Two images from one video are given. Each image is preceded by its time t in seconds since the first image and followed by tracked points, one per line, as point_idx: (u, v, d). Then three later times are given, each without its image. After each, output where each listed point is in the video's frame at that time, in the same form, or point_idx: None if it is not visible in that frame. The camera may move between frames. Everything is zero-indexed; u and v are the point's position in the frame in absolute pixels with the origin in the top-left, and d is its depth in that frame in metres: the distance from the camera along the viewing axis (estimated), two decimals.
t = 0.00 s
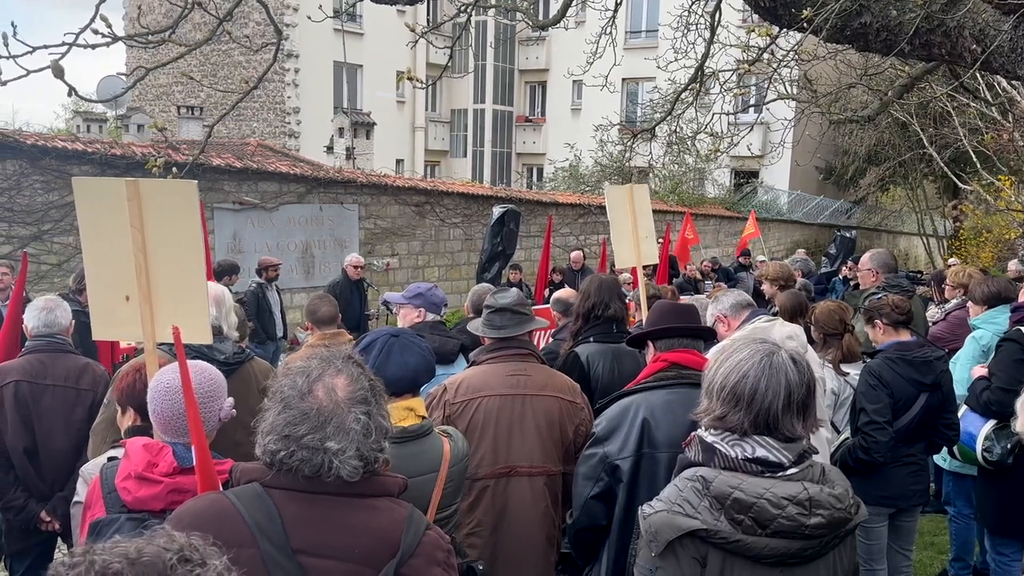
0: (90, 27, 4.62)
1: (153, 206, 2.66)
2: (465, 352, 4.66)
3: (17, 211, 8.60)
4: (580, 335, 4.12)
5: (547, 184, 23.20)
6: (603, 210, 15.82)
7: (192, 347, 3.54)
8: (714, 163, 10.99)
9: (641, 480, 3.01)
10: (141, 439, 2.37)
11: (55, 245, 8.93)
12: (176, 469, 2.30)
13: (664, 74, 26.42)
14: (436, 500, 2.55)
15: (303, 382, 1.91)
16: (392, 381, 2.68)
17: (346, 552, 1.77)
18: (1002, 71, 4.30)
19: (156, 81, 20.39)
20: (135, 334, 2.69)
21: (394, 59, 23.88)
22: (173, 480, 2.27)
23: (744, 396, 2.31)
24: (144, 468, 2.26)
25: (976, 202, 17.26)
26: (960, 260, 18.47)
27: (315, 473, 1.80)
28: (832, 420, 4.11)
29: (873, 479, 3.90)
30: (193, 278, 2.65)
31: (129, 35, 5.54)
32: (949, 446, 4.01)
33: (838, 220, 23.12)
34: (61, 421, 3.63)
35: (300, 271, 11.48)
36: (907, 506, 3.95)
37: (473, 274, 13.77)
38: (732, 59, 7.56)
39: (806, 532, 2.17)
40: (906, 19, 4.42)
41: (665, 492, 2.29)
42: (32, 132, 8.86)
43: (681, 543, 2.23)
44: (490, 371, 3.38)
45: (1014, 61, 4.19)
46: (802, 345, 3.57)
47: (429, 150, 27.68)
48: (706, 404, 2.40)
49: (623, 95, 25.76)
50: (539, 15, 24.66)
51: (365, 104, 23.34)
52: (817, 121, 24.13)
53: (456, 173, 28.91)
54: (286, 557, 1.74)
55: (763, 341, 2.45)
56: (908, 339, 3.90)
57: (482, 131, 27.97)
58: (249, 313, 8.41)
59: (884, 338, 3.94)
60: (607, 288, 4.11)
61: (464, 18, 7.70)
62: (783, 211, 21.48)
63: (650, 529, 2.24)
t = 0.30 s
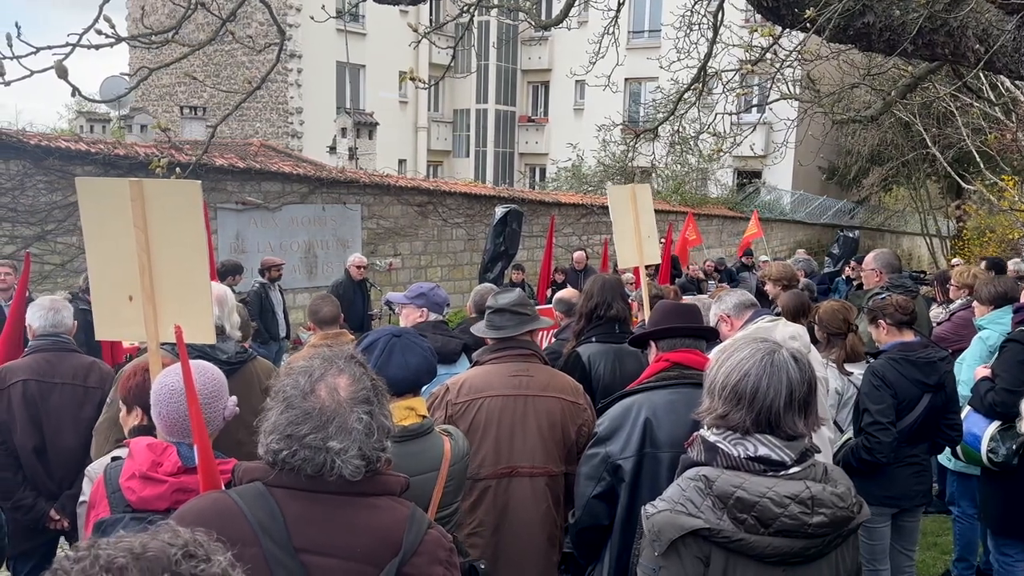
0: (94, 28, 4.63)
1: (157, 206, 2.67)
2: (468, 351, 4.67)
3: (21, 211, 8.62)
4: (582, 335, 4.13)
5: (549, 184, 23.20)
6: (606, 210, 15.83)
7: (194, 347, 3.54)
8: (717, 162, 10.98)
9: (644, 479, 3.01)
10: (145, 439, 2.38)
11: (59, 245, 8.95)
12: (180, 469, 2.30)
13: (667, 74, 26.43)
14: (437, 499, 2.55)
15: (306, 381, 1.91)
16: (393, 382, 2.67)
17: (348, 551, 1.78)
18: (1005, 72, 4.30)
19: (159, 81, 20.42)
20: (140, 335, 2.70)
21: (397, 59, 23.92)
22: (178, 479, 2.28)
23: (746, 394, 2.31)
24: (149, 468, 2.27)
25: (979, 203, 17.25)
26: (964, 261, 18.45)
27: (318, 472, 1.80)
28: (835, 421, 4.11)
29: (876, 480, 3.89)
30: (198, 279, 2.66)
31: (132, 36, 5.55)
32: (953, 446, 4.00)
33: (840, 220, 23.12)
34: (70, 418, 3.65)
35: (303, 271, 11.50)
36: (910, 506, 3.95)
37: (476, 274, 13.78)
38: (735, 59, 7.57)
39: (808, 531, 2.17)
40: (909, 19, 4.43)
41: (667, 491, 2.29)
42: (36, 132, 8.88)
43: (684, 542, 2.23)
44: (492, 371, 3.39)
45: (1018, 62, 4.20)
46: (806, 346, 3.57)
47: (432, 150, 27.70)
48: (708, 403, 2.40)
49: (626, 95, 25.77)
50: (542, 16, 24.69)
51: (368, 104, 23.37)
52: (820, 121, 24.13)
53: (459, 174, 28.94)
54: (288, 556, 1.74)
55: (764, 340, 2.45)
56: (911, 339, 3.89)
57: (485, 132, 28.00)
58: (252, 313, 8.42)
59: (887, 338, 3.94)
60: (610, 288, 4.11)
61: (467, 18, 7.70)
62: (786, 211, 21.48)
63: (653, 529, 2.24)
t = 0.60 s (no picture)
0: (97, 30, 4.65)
1: (160, 208, 2.67)
2: (471, 352, 4.67)
3: (25, 211, 8.64)
4: (584, 335, 4.13)
5: (552, 184, 23.20)
6: (609, 211, 15.83)
7: (197, 347, 3.56)
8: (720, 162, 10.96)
9: (645, 480, 3.01)
10: (147, 441, 2.38)
11: (62, 246, 8.97)
12: (183, 470, 2.31)
13: (670, 74, 26.42)
14: (438, 500, 2.55)
15: (308, 383, 1.92)
16: (393, 382, 2.67)
17: (349, 552, 1.78)
18: (1008, 72, 4.26)
19: (163, 81, 20.45)
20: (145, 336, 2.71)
21: (400, 60, 23.94)
22: (182, 480, 2.29)
23: (746, 395, 2.31)
24: (152, 469, 2.27)
25: (983, 203, 17.23)
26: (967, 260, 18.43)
27: (320, 473, 1.81)
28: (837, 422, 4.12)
29: (877, 481, 3.89)
30: (201, 281, 2.67)
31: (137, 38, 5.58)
32: (955, 447, 4.00)
33: (843, 219, 23.10)
34: (81, 416, 3.68)
35: (306, 271, 11.51)
36: (912, 507, 3.94)
37: (478, 274, 13.79)
38: (738, 60, 7.56)
39: (809, 532, 2.17)
40: (912, 20, 4.42)
41: (668, 493, 2.30)
42: (39, 132, 8.90)
43: (685, 543, 2.24)
44: (493, 372, 3.40)
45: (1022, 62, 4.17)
46: (808, 348, 3.57)
47: (434, 150, 27.72)
48: (709, 404, 2.40)
49: (629, 95, 25.77)
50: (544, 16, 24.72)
51: (371, 104, 23.39)
52: (823, 120, 24.11)
53: (462, 174, 28.95)
54: (289, 556, 1.75)
55: (765, 341, 2.46)
56: (913, 340, 3.89)
57: (488, 132, 28.02)
58: (256, 313, 8.43)
59: (889, 339, 3.93)
60: (611, 289, 4.11)
61: (469, 19, 7.70)
62: (790, 211, 21.46)
63: (654, 530, 2.25)
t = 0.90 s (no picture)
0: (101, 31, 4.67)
1: (160, 208, 2.68)
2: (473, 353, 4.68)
3: (29, 211, 8.67)
4: (585, 335, 4.14)
5: (555, 184, 23.19)
6: (611, 211, 15.83)
7: (198, 347, 3.58)
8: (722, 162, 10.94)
9: (646, 479, 3.02)
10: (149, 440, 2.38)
11: (66, 246, 9.01)
12: (184, 469, 2.33)
13: (673, 74, 26.39)
14: (436, 498, 2.56)
15: (309, 383, 1.92)
16: (394, 382, 2.68)
17: (351, 551, 1.78)
18: (1010, 71, 4.28)
19: (166, 82, 20.49)
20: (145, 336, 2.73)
21: (403, 60, 23.95)
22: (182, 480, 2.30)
23: (744, 393, 2.32)
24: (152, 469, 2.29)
25: (986, 203, 17.20)
26: (970, 260, 18.42)
27: (321, 472, 1.81)
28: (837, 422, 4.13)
29: (877, 480, 3.90)
30: (201, 281, 2.68)
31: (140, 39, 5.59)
32: (954, 447, 4.00)
33: (847, 220, 23.08)
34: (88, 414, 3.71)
35: (309, 271, 11.53)
36: (912, 506, 3.94)
37: (481, 275, 13.81)
38: (741, 60, 7.56)
39: (805, 528, 2.19)
40: (914, 20, 4.41)
41: (666, 489, 2.30)
42: (43, 133, 8.93)
43: (683, 539, 2.24)
44: (492, 372, 3.41)
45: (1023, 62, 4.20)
46: (808, 348, 3.58)
47: (437, 151, 27.76)
48: (707, 401, 2.40)
49: (632, 95, 25.77)
50: (548, 16, 24.72)
51: (373, 105, 23.43)
52: (826, 121, 24.09)
53: (464, 174, 28.97)
54: (291, 554, 1.75)
55: (763, 340, 2.46)
56: (914, 339, 3.89)
57: (491, 132, 28.03)
58: (258, 313, 8.46)
59: (891, 337, 3.93)
60: (612, 289, 4.12)
61: (472, 18, 7.69)
62: (792, 211, 21.44)
63: (652, 525, 2.26)
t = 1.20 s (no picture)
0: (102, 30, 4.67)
1: (160, 207, 2.69)
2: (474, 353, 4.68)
3: (32, 212, 8.69)
4: (586, 335, 4.14)
5: (557, 184, 23.20)
6: (613, 211, 15.82)
7: (197, 347, 3.58)
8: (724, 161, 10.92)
9: (645, 478, 3.01)
10: (147, 439, 2.39)
11: (69, 246, 9.04)
12: (184, 468, 2.32)
13: (676, 74, 26.37)
14: (435, 498, 2.56)
15: (307, 382, 1.91)
16: (392, 381, 2.67)
17: (348, 550, 1.77)
18: (1014, 71, 4.28)
19: (169, 82, 20.53)
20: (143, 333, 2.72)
21: (405, 60, 23.96)
22: (183, 479, 2.29)
23: (740, 391, 2.31)
24: (153, 468, 2.29)
25: (990, 202, 17.16)
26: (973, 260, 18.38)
27: (317, 471, 1.81)
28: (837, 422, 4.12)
29: (878, 479, 3.88)
30: (200, 280, 2.69)
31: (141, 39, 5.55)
32: (954, 446, 3.99)
33: (850, 220, 23.06)
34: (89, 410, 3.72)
35: (311, 271, 11.54)
36: (913, 506, 3.93)
37: (483, 274, 13.81)
38: (744, 59, 7.55)
39: (800, 525, 2.18)
40: (917, 20, 4.39)
41: (662, 486, 2.30)
42: (46, 133, 8.94)
43: (678, 535, 2.24)
44: (491, 372, 3.41)
45: None
46: (808, 347, 3.57)
47: (440, 151, 27.79)
48: (703, 399, 2.40)
49: (635, 95, 25.76)
50: (551, 16, 24.72)
51: (376, 105, 23.44)
52: (829, 120, 24.08)
53: (467, 173, 28.96)
54: (287, 552, 1.75)
55: (759, 338, 2.45)
56: (916, 338, 3.88)
57: (493, 132, 28.04)
58: (260, 313, 8.47)
59: (894, 336, 3.92)
60: (613, 289, 4.11)
61: (474, 19, 7.69)
62: (795, 211, 21.41)
63: (648, 523, 2.25)
